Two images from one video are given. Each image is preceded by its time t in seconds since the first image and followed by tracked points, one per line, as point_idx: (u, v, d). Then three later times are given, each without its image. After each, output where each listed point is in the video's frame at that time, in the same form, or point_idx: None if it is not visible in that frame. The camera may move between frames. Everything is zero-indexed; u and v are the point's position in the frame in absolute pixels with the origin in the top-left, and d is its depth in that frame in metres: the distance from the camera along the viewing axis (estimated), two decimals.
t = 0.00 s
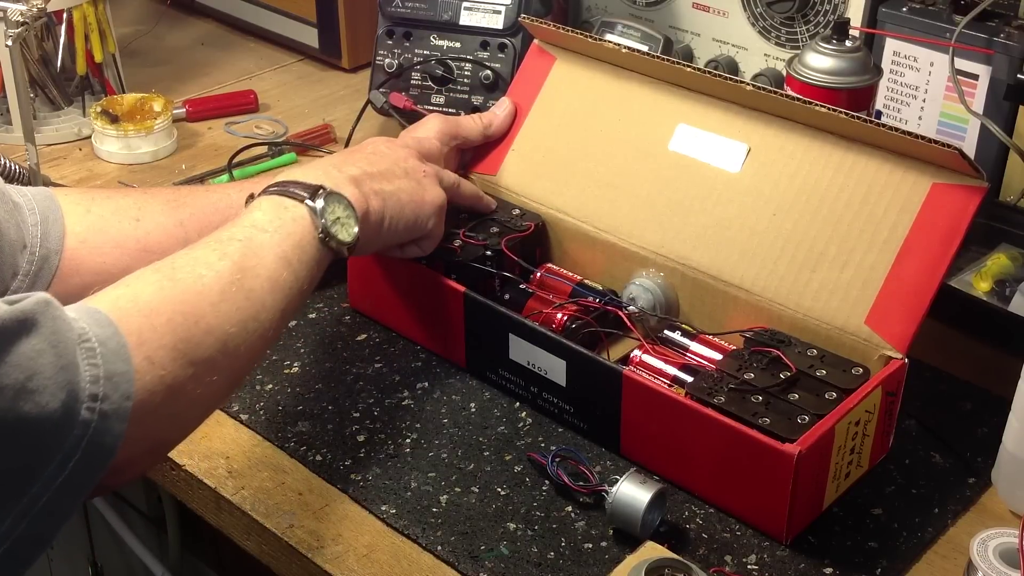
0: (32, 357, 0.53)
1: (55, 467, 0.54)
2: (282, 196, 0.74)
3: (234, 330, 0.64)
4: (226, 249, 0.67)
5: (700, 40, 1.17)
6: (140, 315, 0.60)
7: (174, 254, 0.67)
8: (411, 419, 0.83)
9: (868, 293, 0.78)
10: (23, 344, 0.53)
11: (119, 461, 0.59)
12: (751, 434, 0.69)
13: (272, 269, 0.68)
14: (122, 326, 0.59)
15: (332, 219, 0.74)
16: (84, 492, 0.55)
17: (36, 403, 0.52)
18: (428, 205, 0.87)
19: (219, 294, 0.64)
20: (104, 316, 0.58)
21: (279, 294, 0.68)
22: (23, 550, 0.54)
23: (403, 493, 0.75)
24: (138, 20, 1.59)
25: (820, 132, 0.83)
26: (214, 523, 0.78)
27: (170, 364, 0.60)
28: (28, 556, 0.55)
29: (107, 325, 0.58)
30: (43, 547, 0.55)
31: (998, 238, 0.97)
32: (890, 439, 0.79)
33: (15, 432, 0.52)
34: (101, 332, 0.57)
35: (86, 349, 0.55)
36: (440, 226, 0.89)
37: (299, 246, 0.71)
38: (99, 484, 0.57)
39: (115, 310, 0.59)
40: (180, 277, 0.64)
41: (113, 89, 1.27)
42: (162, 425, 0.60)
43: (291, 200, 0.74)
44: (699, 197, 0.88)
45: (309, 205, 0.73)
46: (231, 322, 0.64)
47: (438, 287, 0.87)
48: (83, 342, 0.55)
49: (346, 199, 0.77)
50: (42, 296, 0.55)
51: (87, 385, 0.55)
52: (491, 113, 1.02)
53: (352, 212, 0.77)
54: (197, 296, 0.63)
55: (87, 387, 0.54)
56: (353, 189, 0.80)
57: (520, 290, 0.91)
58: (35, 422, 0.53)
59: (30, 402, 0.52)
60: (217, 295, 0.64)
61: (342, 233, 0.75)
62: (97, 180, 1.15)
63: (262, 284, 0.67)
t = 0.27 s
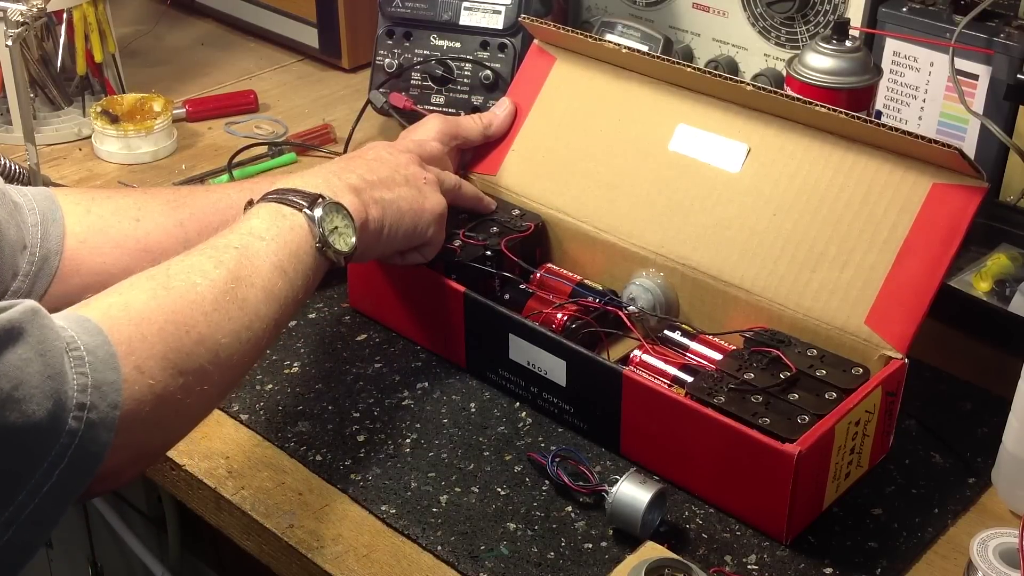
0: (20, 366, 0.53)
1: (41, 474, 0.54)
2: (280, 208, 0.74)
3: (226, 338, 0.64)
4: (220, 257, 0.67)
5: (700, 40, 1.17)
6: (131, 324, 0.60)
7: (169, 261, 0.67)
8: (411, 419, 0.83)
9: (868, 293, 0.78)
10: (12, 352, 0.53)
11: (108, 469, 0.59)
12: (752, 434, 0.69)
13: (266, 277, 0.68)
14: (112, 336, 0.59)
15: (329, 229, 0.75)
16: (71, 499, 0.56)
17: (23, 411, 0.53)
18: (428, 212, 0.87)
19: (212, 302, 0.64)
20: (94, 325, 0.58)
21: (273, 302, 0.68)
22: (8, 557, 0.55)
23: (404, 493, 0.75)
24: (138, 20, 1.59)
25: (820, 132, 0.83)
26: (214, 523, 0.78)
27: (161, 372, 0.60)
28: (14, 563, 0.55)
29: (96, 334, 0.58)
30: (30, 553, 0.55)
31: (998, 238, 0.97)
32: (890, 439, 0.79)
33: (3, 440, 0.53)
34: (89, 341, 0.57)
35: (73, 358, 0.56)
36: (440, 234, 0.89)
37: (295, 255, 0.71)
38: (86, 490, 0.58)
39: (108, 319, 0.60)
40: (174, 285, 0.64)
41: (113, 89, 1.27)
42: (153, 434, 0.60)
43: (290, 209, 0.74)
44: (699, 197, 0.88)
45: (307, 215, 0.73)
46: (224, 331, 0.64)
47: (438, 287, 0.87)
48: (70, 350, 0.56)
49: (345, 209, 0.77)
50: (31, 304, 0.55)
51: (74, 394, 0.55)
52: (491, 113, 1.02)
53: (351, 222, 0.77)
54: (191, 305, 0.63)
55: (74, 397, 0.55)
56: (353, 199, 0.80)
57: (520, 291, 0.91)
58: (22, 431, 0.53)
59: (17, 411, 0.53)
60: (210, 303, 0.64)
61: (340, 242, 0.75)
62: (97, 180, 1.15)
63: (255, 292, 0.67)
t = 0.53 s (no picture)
0: (26, 354, 0.53)
1: (48, 462, 0.54)
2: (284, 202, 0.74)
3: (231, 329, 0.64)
4: (224, 250, 0.67)
5: (700, 40, 1.17)
6: (136, 315, 0.60)
7: (173, 254, 0.68)
8: (411, 419, 0.83)
9: (867, 293, 0.78)
10: (16, 340, 0.53)
11: (113, 457, 0.59)
12: (752, 434, 0.69)
13: (270, 270, 0.68)
14: (117, 326, 0.59)
15: (333, 223, 0.75)
16: (76, 489, 0.56)
17: (28, 399, 0.53)
18: (431, 201, 0.88)
19: (217, 293, 0.64)
20: (98, 314, 0.59)
21: (277, 295, 0.68)
22: (14, 547, 0.55)
23: (404, 493, 0.75)
24: (138, 20, 1.59)
25: (819, 132, 0.83)
26: (214, 522, 0.78)
27: (166, 362, 0.60)
28: (19, 554, 0.55)
29: (101, 323, 0.58)
30: (35, 544, 0.55)
31: (998, 238, 0.97)
32: (890, 439, 0.79)
33: (9, 428, 0.53)
34: (94, 330, 0.57)
35: (79, 346, 0.56)
36: (445, 223, 0.90)
37: (299, 248, 0.71)
38: (91, 480, 0.58)
39: (113, 309, 0.60)
40: (178, 277, 0.64)
41: (113, 89, 1.27)
42: (157, 423, 0.60)
43: (293, 203, 0.74)
44: (699, 197, 0.88)
45: (310, 209, 0.73)
46: (230, 321, 0.64)
47: (438, 287, 0.87)
48: (74, 338, 0.56)
49: (347, 203, 0.77)
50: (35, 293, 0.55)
51: (80, 382, 0.55)
52: (491, 113, 1.02)
53: (353, 216, 0.77)
54: (195, 296, 0.63)
55: (79, 384, 0.55)
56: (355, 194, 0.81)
57: (520, 291, 0.91)
58: (28, 418, 0.53)
59: (23, 400, 0.52)
60: (215, 294, 0.64)
61: (343, 236, 0.75)
62: (97, 180, 1.15)
63: (259, 284, 0.67)
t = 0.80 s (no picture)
0: (23, 352, 0.53)
1: (48, 459, 0.54)
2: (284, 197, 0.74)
3: (231, 325, 0.64)
4: (225, 246, 0.68)
5: (700, 40, 1.17)
6: (135, 313, 0.60)
7: (174, 250, 0.68)
8: (411, 419, 0.83)
9: (867, 293, 0.78)
10: (14, 338, 0.53)
11: (114, 454, 0.59)
12: (752, 434, 0.69)
13: (270, 267, 0.68)
14: (117, 323, 0.59)
15: (334, 220, 0.74)
16: (77, 486, 0.56)
17: (27, 398, 0.53)
18: (433, 202, 0.88)
19: (216, 291, 0.64)
20: (98, 311, 0.59)
21: (277, 291, 0.68)
22: (15, 544, 0.55)
23: (404, 493, 0.75)
24: (138, 20, 1.59)
25: (820, 132, 0.83)
26: (214, 522, 0.78)
27: (166, 358, 0.60)
28: (20, 551, 0.55)
29: (100, 320, 0.58)
30: (36, 541, 0.55)
31: (998, 238, 0.97)
32: (890, 439, 0.79)
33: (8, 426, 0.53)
34: (93, 326, 0.57)
35: (78, 343, 0.56)
36: (445, 222, 0.90)
37: (299, 244, 0.71)
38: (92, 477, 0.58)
39: (113, 306, 0.60)
40: (178, 274, 0.64)
41: (113, 89, 1.27)
42: (157, 420, 0.60)
43: (293, 200, 0.74)
44: (699, 197, 0.88)
45: (311, 206, 0.73)
46: (230, 318, 0.64)
47: (438, 288, 0.87)
48: (73, 335, 0.56)
49: (346, 199, 0.77)
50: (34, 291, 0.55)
51: (79, 379, 0.55)
52: (491, 113, 1.02)
53: (354, 212, 0.76)
54: (194, 294, 0.63)
55: (78, 381, 0.55)
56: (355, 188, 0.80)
57: (520, 291, 0.91)
58: (26, 417, 0.53)
59: (21, 397, 0.53)
60: (215, 291, 0.64)
61: (343, 232, 0.75)
62: (97, 180, 1.15)
63: (259, 281, 0.67)
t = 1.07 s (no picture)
0: None
1: None
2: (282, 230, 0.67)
3: (152, 425, 0.55)
4: (150, 322, 0.58)
5: (700, 40, 1.17)
6: (57, 395, 0.53)
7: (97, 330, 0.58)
8: (411, 419, 0.83)
9: (866, 293, 0.78)
10: None
11: None
12: (752, 434, 0.69)
13: (193, 347, 0.58)
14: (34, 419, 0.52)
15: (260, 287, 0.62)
16: None
17: None
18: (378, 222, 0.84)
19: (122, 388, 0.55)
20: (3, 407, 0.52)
21: (204, 375, 0.58)
22: None
23: (404, 493, 0.75)
24: (138, 20, 1.59)
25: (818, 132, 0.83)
26: (214, 522, 0.78)
27: (72, 472, 0.52)
28: None
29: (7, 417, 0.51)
30: None
31: (998, 238, 0.97)
32: (890, 439, 0.79)
33: None
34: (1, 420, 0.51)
35: None
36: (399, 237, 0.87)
37: (221, 317, 0.59)
38: None
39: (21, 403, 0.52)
40: (89, 366, 0.55)
41: (113, 89, 1.27)
42: (68, 548, 0.53)
43: (222, 267, 0.61)
44: (699, 196, 0.88)
45: (235, 273, 0.61)
46: (143, 426, 0.55)
47: (439, 288, 0.87)
48: None
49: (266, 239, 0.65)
50: None
51: None
52: (491, 112, 1.03)
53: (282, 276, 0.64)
54: (98, 398, 0.54)
55: None
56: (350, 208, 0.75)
57: (520, 291, 0.91)
58: None
59: None
60: (119, 388, 0.55)
61: (274, 297, 0.62)
62: (97, 181, 1.15)
63: (185, 368, 0.57)
